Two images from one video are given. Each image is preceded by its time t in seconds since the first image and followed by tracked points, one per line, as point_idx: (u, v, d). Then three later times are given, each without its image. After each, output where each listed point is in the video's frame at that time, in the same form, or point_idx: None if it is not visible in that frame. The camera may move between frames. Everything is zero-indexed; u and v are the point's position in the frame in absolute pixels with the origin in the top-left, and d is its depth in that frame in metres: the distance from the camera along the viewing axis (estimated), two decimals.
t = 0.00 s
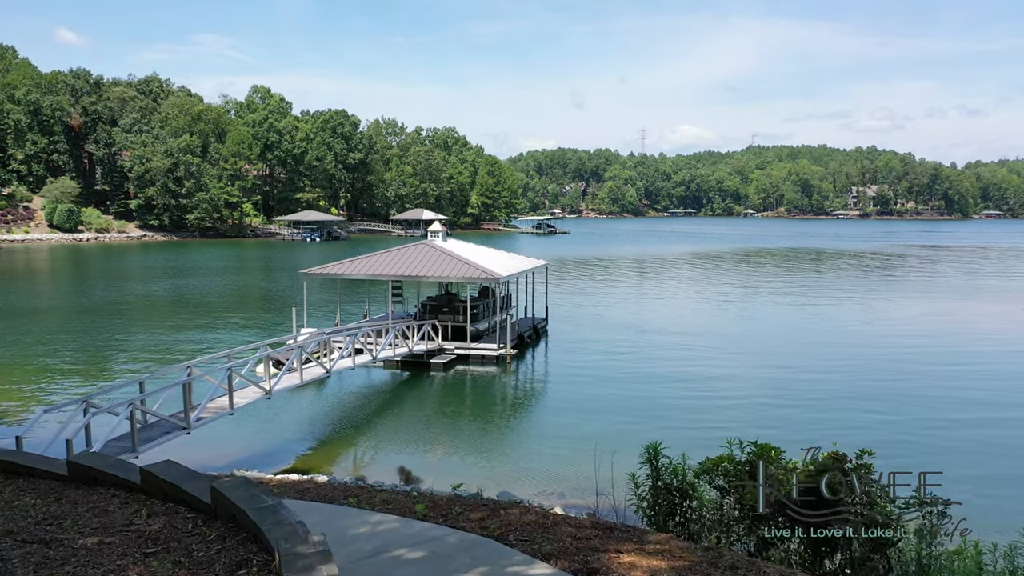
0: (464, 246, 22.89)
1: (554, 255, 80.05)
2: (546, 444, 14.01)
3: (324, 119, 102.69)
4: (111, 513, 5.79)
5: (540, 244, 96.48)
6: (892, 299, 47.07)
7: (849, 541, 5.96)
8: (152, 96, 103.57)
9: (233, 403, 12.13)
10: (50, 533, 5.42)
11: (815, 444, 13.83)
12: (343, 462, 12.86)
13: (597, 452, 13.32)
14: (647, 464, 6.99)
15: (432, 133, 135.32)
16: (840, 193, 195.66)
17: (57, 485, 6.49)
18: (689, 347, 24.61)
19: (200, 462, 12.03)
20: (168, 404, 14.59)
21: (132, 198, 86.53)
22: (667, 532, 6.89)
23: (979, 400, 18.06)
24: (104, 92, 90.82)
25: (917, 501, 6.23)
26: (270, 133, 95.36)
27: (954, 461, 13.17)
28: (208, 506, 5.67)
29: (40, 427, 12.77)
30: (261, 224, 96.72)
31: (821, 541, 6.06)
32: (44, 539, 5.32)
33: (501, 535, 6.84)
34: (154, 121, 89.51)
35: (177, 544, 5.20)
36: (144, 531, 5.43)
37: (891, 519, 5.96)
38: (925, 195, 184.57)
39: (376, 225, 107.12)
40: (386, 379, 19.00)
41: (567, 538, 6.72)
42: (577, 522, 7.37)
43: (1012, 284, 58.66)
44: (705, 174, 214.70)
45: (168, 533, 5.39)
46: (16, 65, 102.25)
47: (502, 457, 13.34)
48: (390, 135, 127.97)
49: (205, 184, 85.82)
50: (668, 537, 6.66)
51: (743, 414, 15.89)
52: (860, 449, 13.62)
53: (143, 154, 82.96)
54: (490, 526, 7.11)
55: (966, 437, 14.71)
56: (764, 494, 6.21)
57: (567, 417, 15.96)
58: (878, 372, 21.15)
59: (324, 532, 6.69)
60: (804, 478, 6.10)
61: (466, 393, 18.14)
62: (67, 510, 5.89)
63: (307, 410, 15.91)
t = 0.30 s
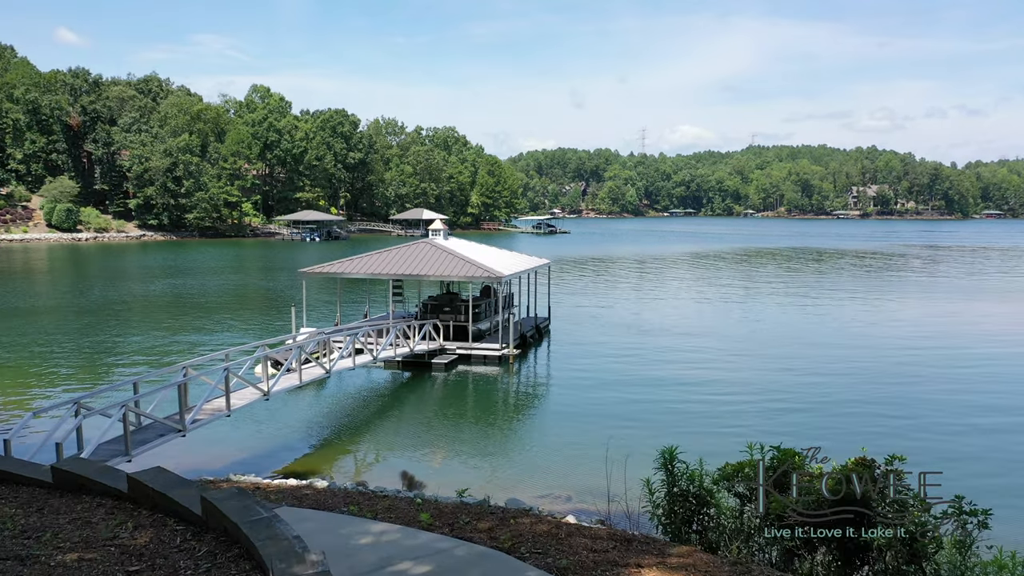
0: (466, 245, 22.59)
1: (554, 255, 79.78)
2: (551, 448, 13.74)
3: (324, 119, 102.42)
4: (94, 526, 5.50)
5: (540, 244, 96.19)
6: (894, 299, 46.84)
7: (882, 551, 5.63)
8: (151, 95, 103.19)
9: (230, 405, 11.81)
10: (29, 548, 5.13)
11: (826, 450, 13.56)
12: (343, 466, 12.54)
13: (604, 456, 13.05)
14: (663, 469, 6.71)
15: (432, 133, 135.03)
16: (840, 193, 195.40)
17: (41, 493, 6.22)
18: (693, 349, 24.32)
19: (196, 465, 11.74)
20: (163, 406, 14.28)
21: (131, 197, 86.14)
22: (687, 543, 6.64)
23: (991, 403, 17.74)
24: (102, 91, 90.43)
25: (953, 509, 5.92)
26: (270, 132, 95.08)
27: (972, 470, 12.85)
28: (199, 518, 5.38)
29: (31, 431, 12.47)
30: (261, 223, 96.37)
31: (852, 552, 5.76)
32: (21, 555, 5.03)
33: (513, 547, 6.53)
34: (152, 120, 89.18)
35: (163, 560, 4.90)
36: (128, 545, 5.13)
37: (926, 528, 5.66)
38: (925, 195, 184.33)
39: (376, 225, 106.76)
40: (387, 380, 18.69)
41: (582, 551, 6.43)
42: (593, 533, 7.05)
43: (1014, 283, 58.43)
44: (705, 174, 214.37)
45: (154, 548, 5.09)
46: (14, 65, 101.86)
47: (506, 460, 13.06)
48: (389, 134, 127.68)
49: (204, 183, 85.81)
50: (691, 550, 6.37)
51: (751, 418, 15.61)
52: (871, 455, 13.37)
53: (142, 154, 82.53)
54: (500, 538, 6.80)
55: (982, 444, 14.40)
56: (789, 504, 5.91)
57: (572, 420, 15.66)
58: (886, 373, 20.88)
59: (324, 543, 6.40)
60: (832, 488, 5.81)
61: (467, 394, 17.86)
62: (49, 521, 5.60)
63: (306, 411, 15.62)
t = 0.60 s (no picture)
0: (468, 243, 22.28)
1: (554, 255, 79.50)
2: (557, 451, 13.49)
3: (324, 118, 102.07)
4: (78, 540, 5.21)
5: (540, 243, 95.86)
6: (897, 299, 46.58)
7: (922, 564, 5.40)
8: (151, 94, 102.85)
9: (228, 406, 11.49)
10: (6, 565, 4.85)
11: (839, 455, 13.30)
12: (344, 471, 12.23)
13: (611, 459, 12.81)
14: (682, 475, 6.48)
15: (432, 132, 134.68)
16: (841, 193, 195.05)
17: (24, 504, 5.94)
18: (698, 350, 24.03)
19: (192, 468, 11.46)
20: (158, 408, 13.97)
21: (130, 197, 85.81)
22: (711, 555, 6.42)
23: (1005, 407, 17.43)
24: (101, 90, 90.10)
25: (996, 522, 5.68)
26: (270, 132, 94.84)
27: (990, 478, 12.55)
28: (190, 532, 5.09)
29: (21, 434, 12.15)
30: (261, 223, 96.04)
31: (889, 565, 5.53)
32: None
33: (528, 562, 6.23)
34: (152, 120, 88.89)
35: None
36: (112, 563, 4.84)
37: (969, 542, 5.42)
38: (925, 195, 183.92)
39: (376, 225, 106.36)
40: (388, 380, 18.40)
41: (603, 565, 6.15)
42: (614, 547, 6.76)
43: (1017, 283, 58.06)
44: (705, 174, 213.91)
45: (140, 566, 4.80)
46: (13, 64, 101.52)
47: (510, 463, 12.79)
48: (389, 134, 127.36)
49: (203, 183, 85.59)
50: (720, 566, 6.09)
51: (762, 423, 15.32)
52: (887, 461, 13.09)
53: (142, 153, 82.11)
54: (513, 551, 6.50)
55: (1000, 450, 14.09)
56: (823, 513, 5.70)
57: (578, 422, 15.38)
58: (894, 375, 20.59)
59: (326, 557, 6.10)
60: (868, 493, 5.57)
61: (469, 394, 17.58)
62: (30, 535, 5.32)
63: (306, 412, 15.33)
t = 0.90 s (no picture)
0: (472, 242, 21.93)
1: (555, 255, 79.20)
2: (564, 454, 13.20)
3: (324, 117, 101.68)
4: (63, 558, 4.92)
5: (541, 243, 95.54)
6: (901, 299, 46.32)
7: None
8: (150, 94, 102.49)
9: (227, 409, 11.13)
10: None
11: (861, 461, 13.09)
12: (344, 475, 11.94)
13: (620, 464, 12.51)
14: (706, 482, 6.19)
15: (432, 132, 134.32)
16: (841, 193, 194.75)
17: (9, 516, 5.66)
18: (705, 352, 23.69)
19: (190, 474, 11.15)
20: (155, 410, 13.64)
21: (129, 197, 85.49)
22: (737, 569, 6.04)
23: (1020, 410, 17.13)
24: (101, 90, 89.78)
25: None
26: (270, 131, 94.57)
27: (1014, 483, 12.26)
28: (183, 551, 4.79)
29: (13, 439, 11.86)
30: (261, 223, 95.73)
31: None
32: None
33: None
34: (151, 119, 88.51)
35: None
36: None
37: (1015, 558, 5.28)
38: (926, 195, 183.62)
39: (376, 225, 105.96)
40: (389, 381, 18.08)
41: None
42: (639, 563, 6.46)
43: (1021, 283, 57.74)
44: (705, 174, 213.45)
45: None
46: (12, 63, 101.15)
47: (517, 467, 12.49)
48: (389, 133, 127.04)
49: (203, 182, 85.30)
50: None
51: (775, 428, 15.04)
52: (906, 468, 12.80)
53: (141, 152, 81.72)
54: (532, 567, 6.22)
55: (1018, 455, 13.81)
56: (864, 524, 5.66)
57: (584, 425, 15.07)
58: (906, 378, 20.26)
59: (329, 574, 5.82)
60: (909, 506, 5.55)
61: (472, 396, 17.25)
62: (12, 553, 5.03)
63: (307, 415, 14.99)
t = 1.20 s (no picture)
0: (475, 241, 21.61)
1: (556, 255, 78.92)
2: (569, 457, 12.96)
3: (324, 117, 101.30)
4: None
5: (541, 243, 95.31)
6: (903, 299, 46.11)
7: None
8: (150, 93, 102.10)
9: (228, 413, 10.81)
10: None
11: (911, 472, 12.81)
12: (347, 480, 11.66)
13: (630, 468, 12.23)
14: (735, 493, 5.82)
15: (432, 131, 134.02)
16: (841, 193, 194.59)
17: None
18: (710, 353, 23.38)
19: (190, 478, 10.88)
20: (154, 415, 13.30)
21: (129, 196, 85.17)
22: None
23: None
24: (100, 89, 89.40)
25: None
26: (270, 131, 94.28)
27: None
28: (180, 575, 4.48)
29: (7, 445, 11.56)
30: (260, 223, 95.43)
31: None
32: None
33: None
34: (151, 118, 88.17)
35: None
36: None
37: None
38: (927, 195, 183.51)
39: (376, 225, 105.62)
40: (392, 382, 17.78)
41: None
42: None
43: None
44: (705, 173, 213.08)
45: None
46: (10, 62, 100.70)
47: (523, 470, 12.27)
48: (389, 133, 126.72)
49: (203, 182, 85.07)
50: None
51: (787, 433, 14.80)
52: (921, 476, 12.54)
53: (140, 152, 81.33)
54: None
55: None
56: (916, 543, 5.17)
57: (593, 428, 14.79)
58: (914, 382, 19.97)
59: None
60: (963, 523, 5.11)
61: (476, 397, 16.99)
62: None
63: (310, 418, 14.68)
